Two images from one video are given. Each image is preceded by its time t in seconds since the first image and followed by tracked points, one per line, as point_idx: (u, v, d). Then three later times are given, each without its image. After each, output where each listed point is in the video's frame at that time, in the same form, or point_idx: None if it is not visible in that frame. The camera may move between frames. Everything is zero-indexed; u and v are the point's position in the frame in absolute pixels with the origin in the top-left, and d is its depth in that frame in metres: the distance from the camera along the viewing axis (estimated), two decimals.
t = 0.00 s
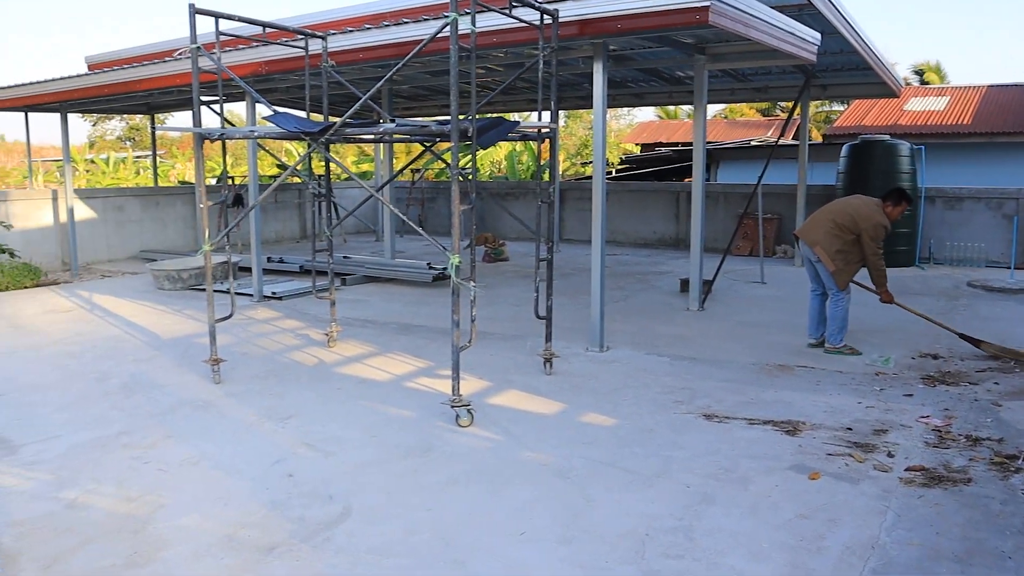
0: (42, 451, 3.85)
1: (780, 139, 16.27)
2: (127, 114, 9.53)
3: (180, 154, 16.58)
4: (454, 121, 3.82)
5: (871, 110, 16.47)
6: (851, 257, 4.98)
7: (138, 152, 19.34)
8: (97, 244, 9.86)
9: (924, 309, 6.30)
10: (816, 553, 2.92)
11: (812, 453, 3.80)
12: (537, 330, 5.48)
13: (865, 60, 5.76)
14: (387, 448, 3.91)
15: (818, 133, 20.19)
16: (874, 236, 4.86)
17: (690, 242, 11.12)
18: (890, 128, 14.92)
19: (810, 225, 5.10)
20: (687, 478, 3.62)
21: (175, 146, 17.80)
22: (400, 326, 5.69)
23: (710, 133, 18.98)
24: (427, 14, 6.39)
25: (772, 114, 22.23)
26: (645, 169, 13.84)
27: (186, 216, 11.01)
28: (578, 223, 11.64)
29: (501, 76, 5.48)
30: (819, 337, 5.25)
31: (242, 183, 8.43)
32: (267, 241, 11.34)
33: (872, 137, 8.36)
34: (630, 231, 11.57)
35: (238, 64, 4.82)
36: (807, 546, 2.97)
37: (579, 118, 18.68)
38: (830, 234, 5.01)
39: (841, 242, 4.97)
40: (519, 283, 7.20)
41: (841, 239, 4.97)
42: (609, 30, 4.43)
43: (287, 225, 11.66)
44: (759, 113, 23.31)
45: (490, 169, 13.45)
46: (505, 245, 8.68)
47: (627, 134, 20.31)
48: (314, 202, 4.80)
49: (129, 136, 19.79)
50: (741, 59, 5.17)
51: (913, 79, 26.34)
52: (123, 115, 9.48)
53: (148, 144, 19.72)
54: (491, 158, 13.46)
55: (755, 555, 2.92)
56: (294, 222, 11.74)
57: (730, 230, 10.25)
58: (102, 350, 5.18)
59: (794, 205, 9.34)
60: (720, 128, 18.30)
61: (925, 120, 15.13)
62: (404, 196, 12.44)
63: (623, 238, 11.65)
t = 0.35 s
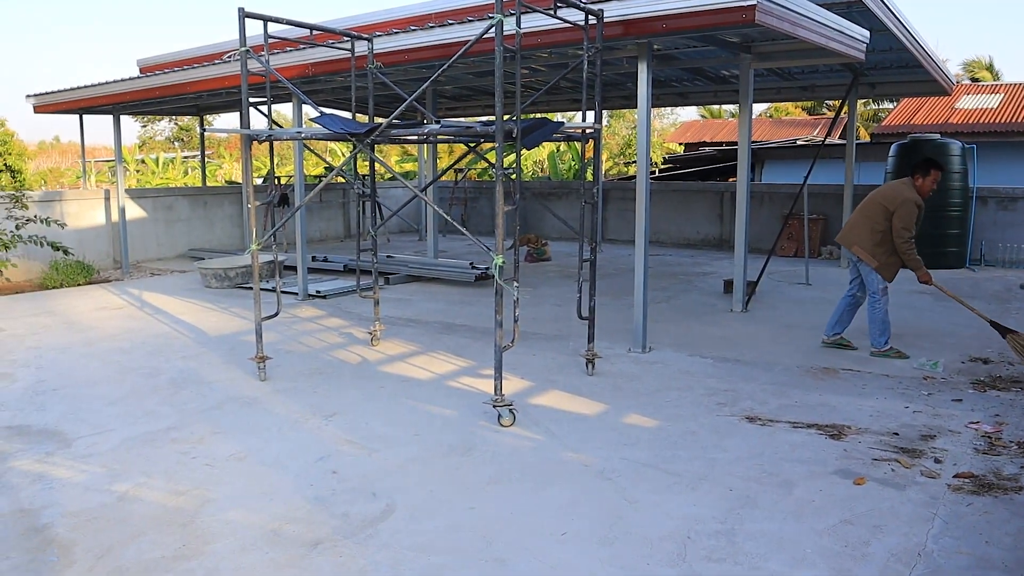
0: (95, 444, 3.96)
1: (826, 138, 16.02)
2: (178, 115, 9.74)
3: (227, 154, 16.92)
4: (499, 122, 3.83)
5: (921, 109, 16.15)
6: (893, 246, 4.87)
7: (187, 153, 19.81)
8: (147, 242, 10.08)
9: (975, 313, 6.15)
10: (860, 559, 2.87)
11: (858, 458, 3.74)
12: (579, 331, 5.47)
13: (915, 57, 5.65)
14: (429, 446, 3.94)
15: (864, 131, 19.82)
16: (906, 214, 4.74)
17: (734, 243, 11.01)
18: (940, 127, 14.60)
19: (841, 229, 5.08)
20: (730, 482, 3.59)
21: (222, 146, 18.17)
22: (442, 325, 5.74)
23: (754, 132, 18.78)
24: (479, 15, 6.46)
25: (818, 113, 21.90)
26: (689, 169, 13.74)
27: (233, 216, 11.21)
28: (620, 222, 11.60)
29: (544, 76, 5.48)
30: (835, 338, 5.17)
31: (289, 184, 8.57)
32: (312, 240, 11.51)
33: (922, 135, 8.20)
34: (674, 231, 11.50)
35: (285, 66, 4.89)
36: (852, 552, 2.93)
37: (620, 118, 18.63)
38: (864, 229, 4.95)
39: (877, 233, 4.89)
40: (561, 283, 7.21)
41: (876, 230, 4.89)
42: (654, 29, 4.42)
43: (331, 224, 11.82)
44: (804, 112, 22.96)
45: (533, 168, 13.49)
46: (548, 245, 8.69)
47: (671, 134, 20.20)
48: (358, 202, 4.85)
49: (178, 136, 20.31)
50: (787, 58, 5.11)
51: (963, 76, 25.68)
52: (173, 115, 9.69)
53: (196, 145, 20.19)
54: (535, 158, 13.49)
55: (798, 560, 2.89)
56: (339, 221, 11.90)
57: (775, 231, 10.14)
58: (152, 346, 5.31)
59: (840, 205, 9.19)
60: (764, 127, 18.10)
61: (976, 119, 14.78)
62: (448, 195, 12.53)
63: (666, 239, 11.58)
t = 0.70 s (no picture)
0: (132, 440, 4.02)
1: (859, 139, 15.85)
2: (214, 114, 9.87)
3: (259, 153, 17.12)
4: (533, 124, 3.83)
5: (958, 111, 15.94)
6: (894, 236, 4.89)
7: (221, 152, 20.09)
8: (182, 241, 10.21)
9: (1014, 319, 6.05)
10: (896, 568, 2.84)
11: (893, 464, 3.70)
12: (610, 333, 5.46)
13: (952, 59, 5.57)
14: (461, 447, 3.95)
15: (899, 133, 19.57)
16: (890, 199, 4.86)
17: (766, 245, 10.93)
18: (977, 129, 14.39)
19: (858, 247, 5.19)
20: (763, 487, 3.56)
21: (256, 146, 18.39)
22: (473, 325, 5.76)
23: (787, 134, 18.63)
24: (517, 15, 6.46)
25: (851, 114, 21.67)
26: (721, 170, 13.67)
27: (266, 215, 11.31)
28: (650, 224, 11.57)
29: (576, 78, 5.47)
30: (864, 343, 5.15)
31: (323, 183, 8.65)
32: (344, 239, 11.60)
33: (960, 138, 8.10)
34: (705, 234, 11.46)
35: (319, 67, 4.93)
36: (888, 561, 2.89)
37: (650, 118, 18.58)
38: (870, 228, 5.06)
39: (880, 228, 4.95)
40: (592, 285, 7.20)
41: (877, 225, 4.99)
42: (690, 31, 4.41)
43: (363, 224, 11.91)
44: (838, 113, 22.72)
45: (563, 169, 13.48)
46: (579, 246, 8.69)
47: (703, 136, 20.09)
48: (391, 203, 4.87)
49: (213, 136, 20.65)
50: (822, 60, 5.06)
51: (1001, 78, 25.32)
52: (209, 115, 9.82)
53: (231, 145, 20.50)
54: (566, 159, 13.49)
55: (833, 568, 2.86)
56: (371, 221, 11.98)
57: (809, 233, 10.06)
58: (187, 343, 5.37)
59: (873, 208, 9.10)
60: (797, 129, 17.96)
61: (1016, 121, 14.55)
62: (479, 196, 12.59)
63: (697, 241, 11.54)
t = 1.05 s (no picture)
0: (192, 434, 4.11)
1: (920, 145, 15.47)
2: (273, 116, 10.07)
3: (314, 154, 17.42)
4: (590, 128, 3.82)
5: None
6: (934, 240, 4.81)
7: (278, 153, 20.48)
8: (239, 240, 10.42)
9: None
10: None
11: (955, 480, 3.61)
12: (663, 339, 5.43)
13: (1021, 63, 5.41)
14: (513, 450, 3.96)
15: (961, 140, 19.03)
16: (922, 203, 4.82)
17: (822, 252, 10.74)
18: None
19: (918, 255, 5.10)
20: (820, 499, 3.50)
21: (312, 147, 18.72)
22: (526, 329, 5.77)
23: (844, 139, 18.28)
24: (574, 20, 6.46)
25: (911, 119, 21.16)
26: (775, 176, 13.48)
27: (322, 215, 11.47)
28: (704, 229, 11.49)
29: (631, 81, 5.45)
30: (925, 354, 5.01)
31: (379, 185, 8.75)
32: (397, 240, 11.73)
33: None
34: (761, 240, 11.32)
35: (378, 70, 4.99)
36: None
37: (704, 122, 18.41)
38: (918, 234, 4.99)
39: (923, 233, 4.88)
40: (644, 290, 7.17)
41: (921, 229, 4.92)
42: (749, 35, 4.36)
43: (416, 226, 12.01)
44: (897, 117, 22.19)
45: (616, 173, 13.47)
46: (632, 250, 8.66)
47: (758, 141, 19.85)
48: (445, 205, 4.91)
49: (270, 137, 21.09)
50: (884, 64, 4.96)
51: None
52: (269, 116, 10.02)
53: (287, 147, 20.90)
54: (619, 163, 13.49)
55: None
56: (424, 223, 12.08)
57: (867, 241, 9.89)
58: (245, 340, 5.49)
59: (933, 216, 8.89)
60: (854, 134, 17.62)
61: None
62: (532, 199, 12.64)
63: (752, 248, 11.43)
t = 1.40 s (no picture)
0: (247, 434, 4.19)
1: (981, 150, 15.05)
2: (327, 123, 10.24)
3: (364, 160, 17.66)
4: (643, 134, 3.80)
5: None
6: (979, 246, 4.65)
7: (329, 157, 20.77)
8: (292, 244, 10.60)
9: None
10: None
11: (1018, 495, 3.50)
12: (715, 347, 5.39)
13: None
14: (564, 456, 3.95)
15: None
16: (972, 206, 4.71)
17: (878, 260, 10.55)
18: None
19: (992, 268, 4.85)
20: (877, 511, 3.42)
21: (362, 151, 18.97)
22: (576, 335, 5.78)
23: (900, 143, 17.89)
24: (627, 25, 6.47)
25: (970, 124, 20.59)
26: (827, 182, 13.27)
27: (373, 220, 11.58)
28: (755, 235, 11.38)
29: (682, 87, 5.43)
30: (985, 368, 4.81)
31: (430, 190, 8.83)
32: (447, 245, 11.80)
33: None
34: (813, 248, 11.16)
35: (430, 77, 5.08)
36: None
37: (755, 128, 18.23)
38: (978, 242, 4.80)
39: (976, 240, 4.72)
40: (695, 297, 7.12)
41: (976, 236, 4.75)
42: (804, 40, 4.31)
43: (465, 232, 12.07)
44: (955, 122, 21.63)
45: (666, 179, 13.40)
46: (683, 257, 8.62)
47: (809, 147, 19.56)
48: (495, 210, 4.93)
49: (321, 143, 21.42)
50: (942, 68, 4.85)
51: None
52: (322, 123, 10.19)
53: (338, 153, 21.20)
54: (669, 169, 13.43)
55: None
56: (473, 229, 12.13)
57: (925, 249, 9.72)
58: (298, 343, 5.57)
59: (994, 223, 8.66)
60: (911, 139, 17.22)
61: None
62: (582, 205, 12.66)
63: (804, 255, 11.28)
